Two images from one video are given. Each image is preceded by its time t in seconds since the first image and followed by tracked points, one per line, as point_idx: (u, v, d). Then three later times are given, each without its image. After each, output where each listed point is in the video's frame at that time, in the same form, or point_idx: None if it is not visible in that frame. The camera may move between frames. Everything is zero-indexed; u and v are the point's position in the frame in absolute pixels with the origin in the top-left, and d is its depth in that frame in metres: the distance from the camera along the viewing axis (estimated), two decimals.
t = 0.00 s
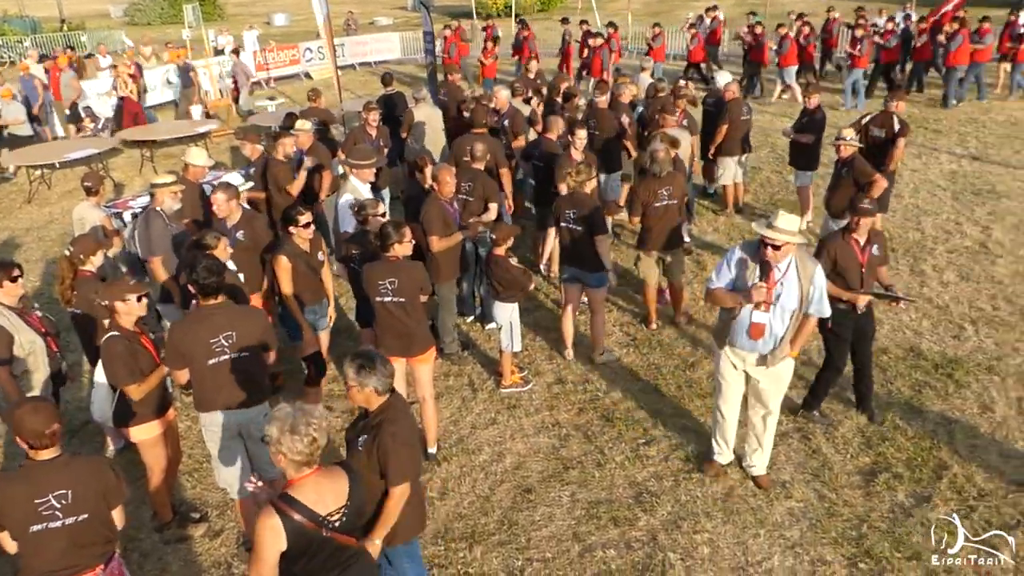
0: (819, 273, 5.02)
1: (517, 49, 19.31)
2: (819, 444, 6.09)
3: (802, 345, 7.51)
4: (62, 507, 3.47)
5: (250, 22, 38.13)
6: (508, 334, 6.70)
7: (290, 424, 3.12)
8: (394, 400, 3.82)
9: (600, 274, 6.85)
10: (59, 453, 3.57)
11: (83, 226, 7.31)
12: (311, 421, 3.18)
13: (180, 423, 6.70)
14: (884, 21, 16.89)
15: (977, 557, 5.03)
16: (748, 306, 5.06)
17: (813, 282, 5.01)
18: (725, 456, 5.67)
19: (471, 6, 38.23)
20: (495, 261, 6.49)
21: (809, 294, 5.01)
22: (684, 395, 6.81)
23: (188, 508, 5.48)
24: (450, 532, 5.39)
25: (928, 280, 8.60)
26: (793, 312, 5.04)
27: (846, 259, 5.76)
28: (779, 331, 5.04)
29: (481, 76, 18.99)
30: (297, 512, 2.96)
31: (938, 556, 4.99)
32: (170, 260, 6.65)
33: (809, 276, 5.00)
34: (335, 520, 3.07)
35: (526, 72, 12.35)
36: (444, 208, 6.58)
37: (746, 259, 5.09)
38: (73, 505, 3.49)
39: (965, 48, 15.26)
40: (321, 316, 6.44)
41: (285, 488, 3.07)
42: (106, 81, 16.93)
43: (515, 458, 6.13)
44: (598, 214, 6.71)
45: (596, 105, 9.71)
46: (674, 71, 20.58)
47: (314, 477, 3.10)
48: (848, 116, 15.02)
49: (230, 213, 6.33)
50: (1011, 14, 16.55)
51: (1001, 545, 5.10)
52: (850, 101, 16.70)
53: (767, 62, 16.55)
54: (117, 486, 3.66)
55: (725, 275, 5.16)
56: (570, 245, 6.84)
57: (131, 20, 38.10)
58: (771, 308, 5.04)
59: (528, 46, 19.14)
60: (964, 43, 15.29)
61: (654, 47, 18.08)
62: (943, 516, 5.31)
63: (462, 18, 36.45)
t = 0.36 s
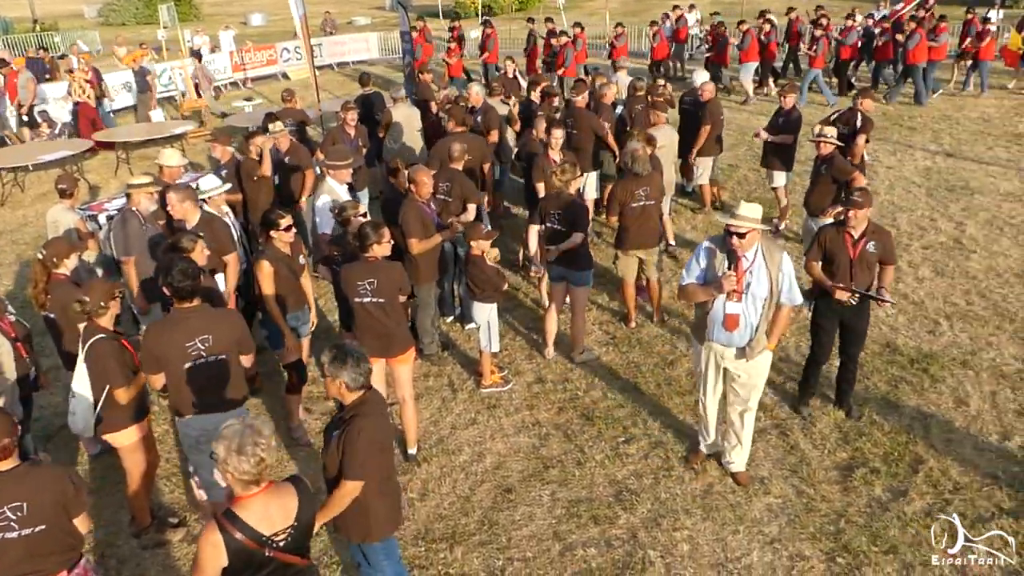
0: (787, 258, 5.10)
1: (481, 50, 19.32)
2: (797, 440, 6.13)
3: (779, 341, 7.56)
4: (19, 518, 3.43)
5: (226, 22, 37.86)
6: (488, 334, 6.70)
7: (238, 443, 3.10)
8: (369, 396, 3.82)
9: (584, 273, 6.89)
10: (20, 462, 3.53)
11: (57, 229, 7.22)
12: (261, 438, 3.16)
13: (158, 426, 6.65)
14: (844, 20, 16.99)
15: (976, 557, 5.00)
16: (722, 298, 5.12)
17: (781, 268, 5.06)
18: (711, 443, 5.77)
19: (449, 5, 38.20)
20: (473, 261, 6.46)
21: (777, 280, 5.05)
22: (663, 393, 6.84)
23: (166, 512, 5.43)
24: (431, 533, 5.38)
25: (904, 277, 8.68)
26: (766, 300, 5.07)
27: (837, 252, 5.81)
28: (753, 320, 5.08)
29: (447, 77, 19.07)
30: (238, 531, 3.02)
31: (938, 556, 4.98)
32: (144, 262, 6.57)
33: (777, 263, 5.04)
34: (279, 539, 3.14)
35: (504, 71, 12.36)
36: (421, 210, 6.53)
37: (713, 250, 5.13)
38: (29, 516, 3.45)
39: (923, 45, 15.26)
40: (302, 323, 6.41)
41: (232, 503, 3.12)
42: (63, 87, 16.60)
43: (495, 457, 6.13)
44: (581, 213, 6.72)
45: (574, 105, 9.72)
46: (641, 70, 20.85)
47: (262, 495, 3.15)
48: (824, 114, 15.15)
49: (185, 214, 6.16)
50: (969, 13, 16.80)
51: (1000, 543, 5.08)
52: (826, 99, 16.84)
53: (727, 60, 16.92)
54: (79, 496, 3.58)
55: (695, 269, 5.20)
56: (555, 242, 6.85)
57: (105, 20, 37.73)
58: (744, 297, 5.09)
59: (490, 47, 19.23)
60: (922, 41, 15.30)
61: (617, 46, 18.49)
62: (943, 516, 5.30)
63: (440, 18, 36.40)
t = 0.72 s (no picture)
0: (753, 248, 5.15)
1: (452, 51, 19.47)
2: (781, 438, 6.16)
3: (763, 340, 7.59)
4: None
5: (209, 23, 37.67)
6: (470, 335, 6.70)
7: (185, 453, 3.15)
8: (343, 397, 3.81)
9: (573, 273, 6.88)
10: None
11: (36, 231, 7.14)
12: (209, 448, 3.19)
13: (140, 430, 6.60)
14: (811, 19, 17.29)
15: (978, 556, 4.98)
16: (694, 291, 5.15)
17: (747, 259, 5.11)
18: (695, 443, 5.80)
19: (433, 6, 38.18)
20: (457, 262, 6.45)
21: (746, 269, 5.10)
22: (647, 392, 6.85)
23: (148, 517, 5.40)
24: (416, 535, 5.37)
25: (886, 275, 8.74)
26: (737, 290, 5.12)
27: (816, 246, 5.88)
28: (727, 310, 5.13)
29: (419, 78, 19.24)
30: (188, 539, 3.06)
31: (938, 557, 4.97)
32: (124, 265, 6.52)
33: (743, 253, 5.09)
34: (232, 548, 3.17)
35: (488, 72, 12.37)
36: (405, 212, 6.48)
37: (682, 246, 5.19)
38: None
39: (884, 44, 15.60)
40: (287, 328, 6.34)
41: (185, 512, 3.16)
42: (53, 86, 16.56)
43: (480, 458, 6.13)
44: (569, 216, 6.72)
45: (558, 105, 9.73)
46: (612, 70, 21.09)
47: (214, 503, 3.18)
48: (805, 114, 15.25)
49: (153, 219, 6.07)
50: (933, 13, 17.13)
51: (999, 542, 5.07)
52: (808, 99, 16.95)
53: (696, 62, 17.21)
54: (43, 503, 3.52)
55: (665, 267, 5.24)
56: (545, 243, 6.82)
57: (86, 22, 37.46)
58: (715, 288, 5.13)
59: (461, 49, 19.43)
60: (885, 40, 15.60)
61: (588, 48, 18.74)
62: (943, 516, 5.29)
63: (424, 19, 36.38)
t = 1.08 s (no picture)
0: (727, 241, 5.17)
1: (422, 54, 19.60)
2: (765, 437, 6.17)
3: (746, 339, 7.62)
4: None
5: (189, 28, 37.51)
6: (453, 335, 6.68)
7: (143, 466, 3.15)
8: (326, 403, 3.81)
9: (559, 274, 6.85)
10: None
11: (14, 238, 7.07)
12: (167, 461, 3.18)
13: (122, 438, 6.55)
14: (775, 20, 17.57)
15: (976, 557, 4.96)
16: (672, 289, 5.18)
17: (720, 250, 5.13)
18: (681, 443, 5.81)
19: (416, 8, 38.13)
20: (440, 263, 6.44)
21: (719, 261, 5.12)
22: (633, 393, 6.85)
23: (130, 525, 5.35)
24: (401, 539, 5.34)
25: (868, 273, 8.79)
26: (713, 283, 5.14)
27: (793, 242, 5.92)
28: (706, 304, 5.15)
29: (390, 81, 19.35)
30: (156, 554, 3.09)
31: (938, 557, 4.94)
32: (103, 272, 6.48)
33: (715, 245, 5.12)
34: (201, 558, 3.19)
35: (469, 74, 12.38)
36: (388, 215, 6.45)
37: (654, 245, 5.24)
38: None
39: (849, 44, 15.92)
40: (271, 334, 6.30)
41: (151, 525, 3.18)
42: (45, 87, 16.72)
43: (466, 461, 6.11)
44: (558, 219, 6.73)
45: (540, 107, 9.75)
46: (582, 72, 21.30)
47: (179, 514, 3.19)
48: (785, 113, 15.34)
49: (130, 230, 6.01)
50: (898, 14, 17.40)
51: (1000, 543, 5.04)
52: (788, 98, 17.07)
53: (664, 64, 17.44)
54: (12, 516, 3.45)
55: (641, 267, 5.28)
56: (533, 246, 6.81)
57: (65, 27, 37.21)
58: (692, 283, 5.14)
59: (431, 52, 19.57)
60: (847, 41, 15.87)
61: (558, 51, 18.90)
62: (927, 513, 5.31)
63: (406, 21, 36.37)
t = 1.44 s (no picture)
0: (722, 239, 5.14)
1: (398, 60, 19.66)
2: (761, 435, 6.16)
3: (742, 337, 7.62)
4: None
5: (181, 34, 37.53)
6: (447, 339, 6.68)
7: (125, 480, 3.12)
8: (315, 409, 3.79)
9: (552, 275, 6.84)
10: None
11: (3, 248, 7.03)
12: (150, 472, 3.16)
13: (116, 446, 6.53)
14: (756, 19, 17.59)
15: (975, 556, 4.91)
16: (664, 285, 5.20)
17: (716, 251, 5.10)
18: (678, 443, 5.80)
19: (408, 11, 38.15)
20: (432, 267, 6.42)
21: (714, 261, 5.10)
22: (628, 393, 6.85)
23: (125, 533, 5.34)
24: (398, 542, 5.33)
25: (862, 269, 8.79)
26: (706, 283, 5.13)
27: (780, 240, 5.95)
28: (698, 302, 5.16)
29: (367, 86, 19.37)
30: (144, 567, 3.09)
31: (938, 557, 4.91)
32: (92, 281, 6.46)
33: (711, 245, 5.10)
34: (191, 568, 3.20)
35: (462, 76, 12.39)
36: (380, 218, 6.46)
37: (651, 242, 5.26)
38: None
39: (825, 43, 15.88)
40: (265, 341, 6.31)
41: (137, 538, 3.16)
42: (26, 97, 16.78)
43: (461, 463, 6.11)
44: (553, 219, 6.72)
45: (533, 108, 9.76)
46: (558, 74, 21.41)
47: (166, 525, 3.18)
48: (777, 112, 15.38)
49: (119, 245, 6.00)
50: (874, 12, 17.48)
51: (1000, 542, 4.99)
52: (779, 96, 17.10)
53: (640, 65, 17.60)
54: (12, 525, 3.45)
55: (636, 261, 5.34)
56: (527, 249, 6.82)
57: (57, 34, 37.21)
58: (684, 281, 5.16)
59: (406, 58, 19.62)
60: (823, 38, 15.94)
61: (538, 51, 18.84)
62: (922, 510, 5.31)
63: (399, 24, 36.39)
